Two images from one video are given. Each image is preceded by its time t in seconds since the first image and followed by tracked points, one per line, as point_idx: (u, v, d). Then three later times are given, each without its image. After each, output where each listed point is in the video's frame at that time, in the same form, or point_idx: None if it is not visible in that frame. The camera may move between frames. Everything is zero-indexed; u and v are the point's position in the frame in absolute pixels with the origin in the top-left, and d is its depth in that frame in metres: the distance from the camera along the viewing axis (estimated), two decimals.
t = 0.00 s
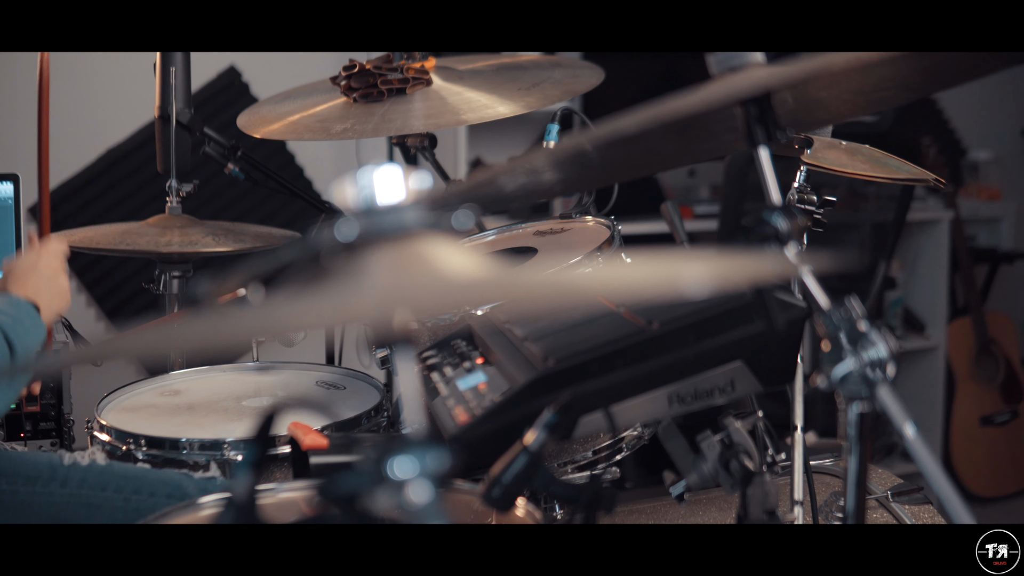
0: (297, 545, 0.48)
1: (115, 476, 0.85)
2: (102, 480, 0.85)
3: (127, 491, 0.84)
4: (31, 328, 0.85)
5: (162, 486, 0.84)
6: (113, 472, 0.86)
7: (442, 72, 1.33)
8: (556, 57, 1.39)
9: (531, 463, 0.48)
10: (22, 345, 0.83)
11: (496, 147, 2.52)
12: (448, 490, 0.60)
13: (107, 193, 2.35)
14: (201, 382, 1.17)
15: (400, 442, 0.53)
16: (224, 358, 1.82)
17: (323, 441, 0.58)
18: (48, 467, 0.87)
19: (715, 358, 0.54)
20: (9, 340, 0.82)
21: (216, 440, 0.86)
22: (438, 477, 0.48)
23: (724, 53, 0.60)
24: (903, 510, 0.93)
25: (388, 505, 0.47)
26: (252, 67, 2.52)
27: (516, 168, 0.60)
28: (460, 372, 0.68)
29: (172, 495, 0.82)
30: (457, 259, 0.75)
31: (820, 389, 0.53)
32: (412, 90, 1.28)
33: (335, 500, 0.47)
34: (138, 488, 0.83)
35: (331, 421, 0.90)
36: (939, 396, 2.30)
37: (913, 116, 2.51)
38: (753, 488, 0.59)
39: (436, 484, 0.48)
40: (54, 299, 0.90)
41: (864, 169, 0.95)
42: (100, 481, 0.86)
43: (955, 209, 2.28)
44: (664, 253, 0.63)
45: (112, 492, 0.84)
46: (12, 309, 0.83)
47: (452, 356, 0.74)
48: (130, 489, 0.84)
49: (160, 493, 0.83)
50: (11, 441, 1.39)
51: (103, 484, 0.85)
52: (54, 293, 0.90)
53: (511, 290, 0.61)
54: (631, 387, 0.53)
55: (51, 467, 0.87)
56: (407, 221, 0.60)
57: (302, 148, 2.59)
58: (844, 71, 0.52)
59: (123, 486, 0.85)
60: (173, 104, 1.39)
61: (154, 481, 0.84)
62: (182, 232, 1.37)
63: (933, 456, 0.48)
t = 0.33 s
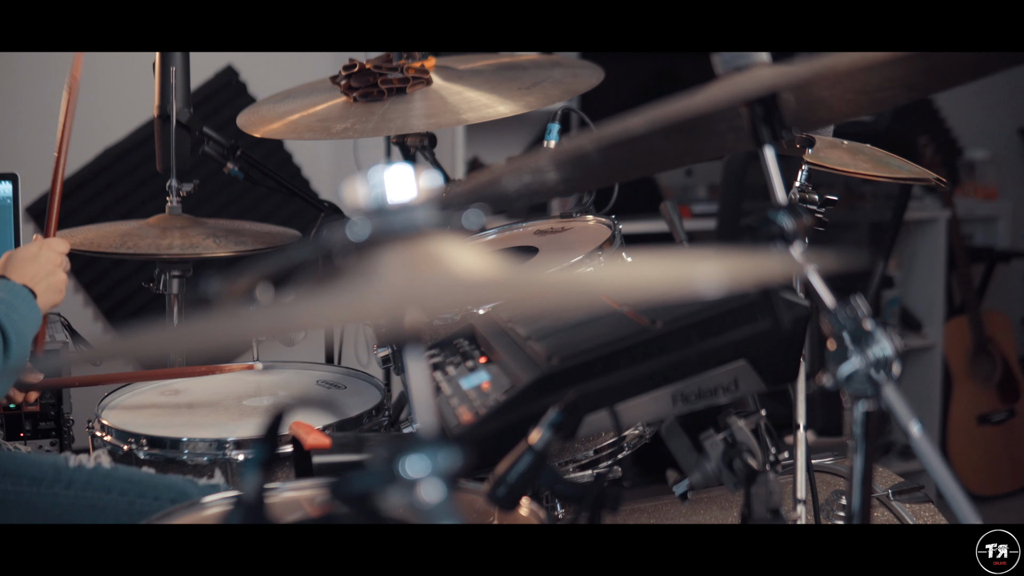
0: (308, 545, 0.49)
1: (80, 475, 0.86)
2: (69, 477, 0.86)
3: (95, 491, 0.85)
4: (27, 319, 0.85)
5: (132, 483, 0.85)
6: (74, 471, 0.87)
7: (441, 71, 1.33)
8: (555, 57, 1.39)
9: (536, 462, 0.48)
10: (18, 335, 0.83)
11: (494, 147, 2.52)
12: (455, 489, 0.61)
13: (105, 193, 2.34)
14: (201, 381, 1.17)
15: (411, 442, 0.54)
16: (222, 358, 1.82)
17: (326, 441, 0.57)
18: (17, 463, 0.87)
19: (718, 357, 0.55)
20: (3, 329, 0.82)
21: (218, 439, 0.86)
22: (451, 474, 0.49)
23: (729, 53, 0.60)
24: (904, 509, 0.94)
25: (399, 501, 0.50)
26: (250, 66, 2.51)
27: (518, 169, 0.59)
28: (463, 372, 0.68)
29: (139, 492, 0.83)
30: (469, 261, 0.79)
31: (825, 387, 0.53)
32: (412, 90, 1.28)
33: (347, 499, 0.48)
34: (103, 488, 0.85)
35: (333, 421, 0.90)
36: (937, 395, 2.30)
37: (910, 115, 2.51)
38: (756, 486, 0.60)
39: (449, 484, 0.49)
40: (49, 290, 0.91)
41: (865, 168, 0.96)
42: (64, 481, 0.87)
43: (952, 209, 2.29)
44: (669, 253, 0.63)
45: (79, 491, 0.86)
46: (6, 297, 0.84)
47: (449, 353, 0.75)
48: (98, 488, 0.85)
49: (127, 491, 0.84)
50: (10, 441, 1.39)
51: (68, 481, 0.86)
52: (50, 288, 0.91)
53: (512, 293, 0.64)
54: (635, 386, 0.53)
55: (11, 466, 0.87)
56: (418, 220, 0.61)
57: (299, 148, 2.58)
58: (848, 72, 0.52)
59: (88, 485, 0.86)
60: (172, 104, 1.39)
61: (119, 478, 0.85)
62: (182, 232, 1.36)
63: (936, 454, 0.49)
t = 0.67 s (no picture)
0: (314, 545, 0.50)
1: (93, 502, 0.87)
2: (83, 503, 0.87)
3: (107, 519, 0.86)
4: (33, 305, 0.87)
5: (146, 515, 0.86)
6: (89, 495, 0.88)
7: (442, 71, 1.33)
8: (555, 57, 1.39)
9: (542, 462, 0.48)
10: (26, 326, 0.85)
11: (492, 147, 2.51)
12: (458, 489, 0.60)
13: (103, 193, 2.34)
14: (201, 381, 1.17)
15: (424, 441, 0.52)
16: (222, 357, 1.82)
17: (328, 441, 0.58)
18: (35, 482, 0.87)
19: (722, 356, 0.55)
20: (14, 320, 0.84)
21: (219, 439, 0.86)
22: (462, 475, 0.49)
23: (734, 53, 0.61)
24: (905, 509, 0.93)
25: (412, 503, 0.48)
26: (248, 66, 2.51)
27: (521, 171, 0.59)
28: (466, 371, 0.68)
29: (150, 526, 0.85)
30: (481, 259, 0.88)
31: (832, 387, 0.54)
32: (412, 90, 1.28)
33: (361, 499, 0.48)
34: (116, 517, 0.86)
35: (334, 421, 0.90)
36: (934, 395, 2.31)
37: (907, 116, 2.52)
38: (761, 486, 0.60)
39: (459, 483, 0.49)
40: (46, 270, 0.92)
41: (869, 169, 0.96)
42: (79, 502, 0.88)
43: (949, 209, 2.30)
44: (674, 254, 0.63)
45: (92, 516, 0.87)
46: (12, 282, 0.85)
47: (445, 351, 0.75)
48: (110, 516, 0.87)
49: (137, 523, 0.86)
50: (10, 441, 1.39)
51: (82, 505, 0.88)
52: (51, 263, 0.91)
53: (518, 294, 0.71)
54: (638, 385, 0.54)
55: (26, 480, 0.87)
56: (430, 222, 0.66)
57: (297, 148, 2.58)
58: (850, 74, 0.52)
59: (100, 513, 0.87)
60: (172, 104, 1.39)
61: (131, 508, 0.86)
62: (182, 232, 1.36)
63: (942, 452, 0.49)
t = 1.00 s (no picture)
0: (329, 545, 0.50)
1: (97, 503, 0.88)
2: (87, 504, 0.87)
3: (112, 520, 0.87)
4: (45, 329, 0.87)
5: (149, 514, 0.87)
6: (93, 497, 0.88)
7: (442, 71, 1.33)
8: (555, 57, 1.39)
9: (547, 462, 0.49)
10: (36, 346, 0.85)
11: (490, 147, 2.51)
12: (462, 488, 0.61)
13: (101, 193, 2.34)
14: (203, 381, 1.17)
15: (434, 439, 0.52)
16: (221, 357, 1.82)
17: (332, 441, 0.58)
18: (38, 484, 0.88)
19: (726, 356, 0.55)
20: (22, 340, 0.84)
21: (221, 439, 0.86)
22: (473, 475, 0.49)
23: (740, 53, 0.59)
24: (905, 509, 0.94)
25: (424, 502, 0.47)
26: (246, 66, 2.51)
27: (523, 173, 0.60)
28: (470, 371, 0.68)
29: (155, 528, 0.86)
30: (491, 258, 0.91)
31: (838, 387, 0.54)
32: (412, 90, 1.28)
33: (374, 499, 0.48)
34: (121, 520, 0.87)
35: (336, 421, 0.90)
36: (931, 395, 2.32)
37: (906, 116, 2.52)
38: (765, 485, 0.60)
39: (472, 483, 0.49)
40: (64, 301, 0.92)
41: (871, 168, 0.96)
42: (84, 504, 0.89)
43: (947, 208, 2.30)
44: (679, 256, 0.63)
45: (97, 518, 0.88)
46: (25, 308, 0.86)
47: (455, 349, 0.76)
48: (114, 517, 0.88)
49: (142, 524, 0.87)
50: (11, 442, 1.39)
51: (87, 506, 0.89)
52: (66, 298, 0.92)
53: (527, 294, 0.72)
54: (643, 385, 0.54)
55: (29, 482, 0.88)
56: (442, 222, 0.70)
57: (295, 148, 2.58)
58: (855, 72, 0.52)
59: (105, 514, 0.88)
60: (172, 104, 1.39)
61: (136, 511, 0.87)
62: (182, 232, 1.36)
63: (948, 451, 0.49)
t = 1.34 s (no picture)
0: (338, 546, 0.51)
1: (100, 498, 0.88)
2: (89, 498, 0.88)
3: (114, 513, 0.86)
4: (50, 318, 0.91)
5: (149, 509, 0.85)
6: (96, 491, 0.89)
7: (444, 71, 1.33)
8: (556, 57, 1.39)
9: (554, 461, 0.49)
10: (45, 339, 0.90)
11: (489, 147, 2.51)
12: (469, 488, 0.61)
13: (100, 193, 2.34)
14: (206, 381, 1.17)
15: (444, 437, 0.53)
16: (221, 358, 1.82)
17: (336, 441, 0.58)
18: (42, 480, 0.90)
19: (731, 356, 0.55)
20: (33, 331, 0.88)
21: (224, 439, 0.86)
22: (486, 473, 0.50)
23: (746, 53, 0.60)
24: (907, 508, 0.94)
25: (437, 500, 0.48)
26: (244, 67, 2.51)
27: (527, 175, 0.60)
28: (474, 371, 0.68)
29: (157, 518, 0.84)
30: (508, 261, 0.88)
31: (845, 386, 0.54)
32: (414, 90, 1.28)
33: (387, 497, 0.49)
34: (123, 512, 0.86)
35: (339, 421, 0.90)
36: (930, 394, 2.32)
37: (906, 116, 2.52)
38: (770, 484, 0.60)
39: (483, 481, 0.49)
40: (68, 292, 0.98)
41: (875, 168, 0.96)
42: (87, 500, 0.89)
43: (945, 208, 2.31)
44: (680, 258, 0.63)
45: (100, 512, 0.87)
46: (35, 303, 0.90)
47: (460, 346, 0.76)
48: (116, 511, 0.87)
49: (144, 516, 0.85)
50: (11, 442, 1.39)
51: (91, 501, 0.89)
52: (71, 287, 0.98)
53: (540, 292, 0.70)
54: (649, 385, 0.54)
55: (32, 479, 0.90)
56: (452, 221, 0.73)
57: (294, 148, 2.58)
58: (861, 72, 0.52)
59: (108, 508, 0.87)
60: (173, 104, 1.39)
61: (138, 503, 0.86)
62: (183, 232, 1.36)
63: (955, 451, 0.49)
